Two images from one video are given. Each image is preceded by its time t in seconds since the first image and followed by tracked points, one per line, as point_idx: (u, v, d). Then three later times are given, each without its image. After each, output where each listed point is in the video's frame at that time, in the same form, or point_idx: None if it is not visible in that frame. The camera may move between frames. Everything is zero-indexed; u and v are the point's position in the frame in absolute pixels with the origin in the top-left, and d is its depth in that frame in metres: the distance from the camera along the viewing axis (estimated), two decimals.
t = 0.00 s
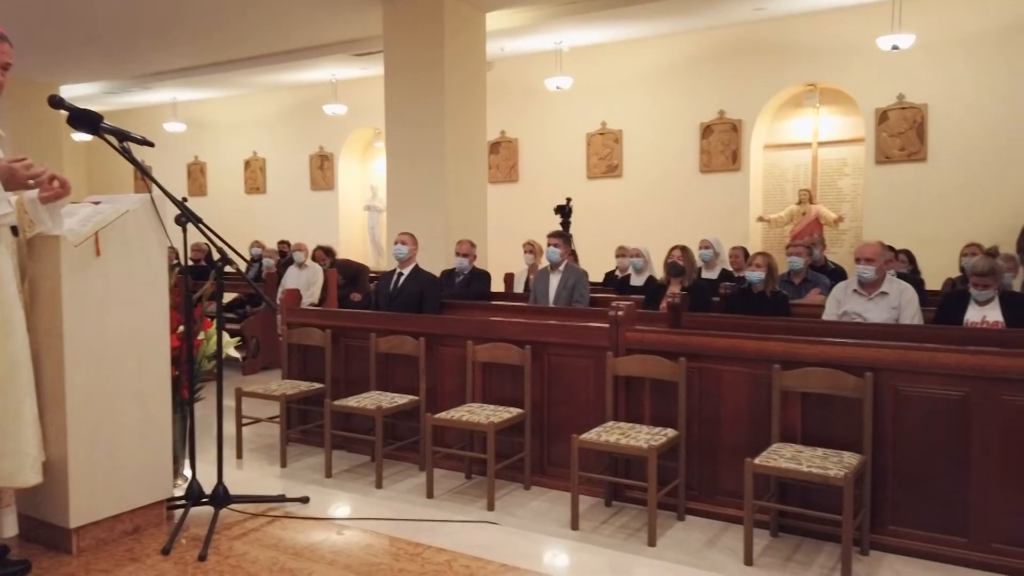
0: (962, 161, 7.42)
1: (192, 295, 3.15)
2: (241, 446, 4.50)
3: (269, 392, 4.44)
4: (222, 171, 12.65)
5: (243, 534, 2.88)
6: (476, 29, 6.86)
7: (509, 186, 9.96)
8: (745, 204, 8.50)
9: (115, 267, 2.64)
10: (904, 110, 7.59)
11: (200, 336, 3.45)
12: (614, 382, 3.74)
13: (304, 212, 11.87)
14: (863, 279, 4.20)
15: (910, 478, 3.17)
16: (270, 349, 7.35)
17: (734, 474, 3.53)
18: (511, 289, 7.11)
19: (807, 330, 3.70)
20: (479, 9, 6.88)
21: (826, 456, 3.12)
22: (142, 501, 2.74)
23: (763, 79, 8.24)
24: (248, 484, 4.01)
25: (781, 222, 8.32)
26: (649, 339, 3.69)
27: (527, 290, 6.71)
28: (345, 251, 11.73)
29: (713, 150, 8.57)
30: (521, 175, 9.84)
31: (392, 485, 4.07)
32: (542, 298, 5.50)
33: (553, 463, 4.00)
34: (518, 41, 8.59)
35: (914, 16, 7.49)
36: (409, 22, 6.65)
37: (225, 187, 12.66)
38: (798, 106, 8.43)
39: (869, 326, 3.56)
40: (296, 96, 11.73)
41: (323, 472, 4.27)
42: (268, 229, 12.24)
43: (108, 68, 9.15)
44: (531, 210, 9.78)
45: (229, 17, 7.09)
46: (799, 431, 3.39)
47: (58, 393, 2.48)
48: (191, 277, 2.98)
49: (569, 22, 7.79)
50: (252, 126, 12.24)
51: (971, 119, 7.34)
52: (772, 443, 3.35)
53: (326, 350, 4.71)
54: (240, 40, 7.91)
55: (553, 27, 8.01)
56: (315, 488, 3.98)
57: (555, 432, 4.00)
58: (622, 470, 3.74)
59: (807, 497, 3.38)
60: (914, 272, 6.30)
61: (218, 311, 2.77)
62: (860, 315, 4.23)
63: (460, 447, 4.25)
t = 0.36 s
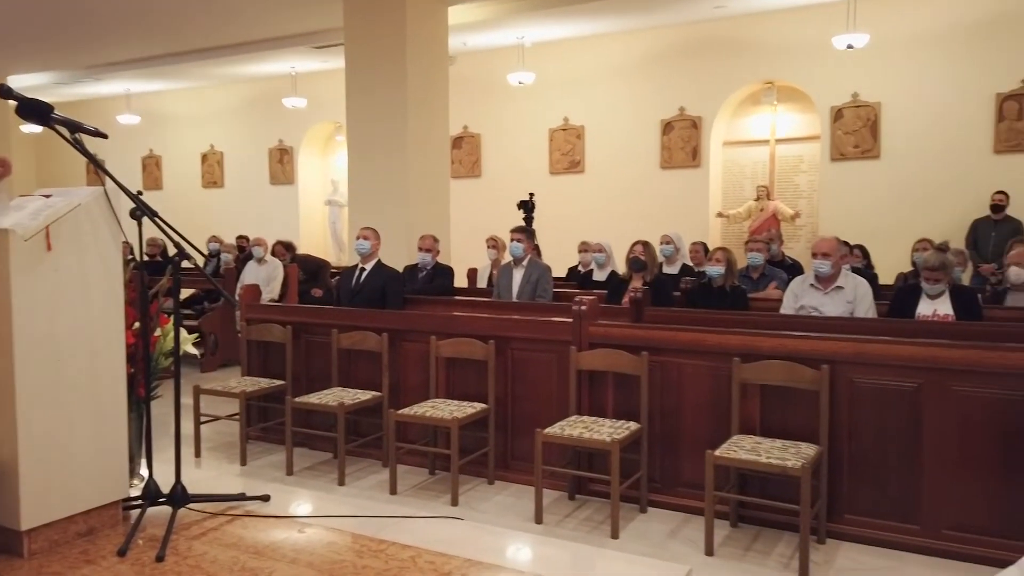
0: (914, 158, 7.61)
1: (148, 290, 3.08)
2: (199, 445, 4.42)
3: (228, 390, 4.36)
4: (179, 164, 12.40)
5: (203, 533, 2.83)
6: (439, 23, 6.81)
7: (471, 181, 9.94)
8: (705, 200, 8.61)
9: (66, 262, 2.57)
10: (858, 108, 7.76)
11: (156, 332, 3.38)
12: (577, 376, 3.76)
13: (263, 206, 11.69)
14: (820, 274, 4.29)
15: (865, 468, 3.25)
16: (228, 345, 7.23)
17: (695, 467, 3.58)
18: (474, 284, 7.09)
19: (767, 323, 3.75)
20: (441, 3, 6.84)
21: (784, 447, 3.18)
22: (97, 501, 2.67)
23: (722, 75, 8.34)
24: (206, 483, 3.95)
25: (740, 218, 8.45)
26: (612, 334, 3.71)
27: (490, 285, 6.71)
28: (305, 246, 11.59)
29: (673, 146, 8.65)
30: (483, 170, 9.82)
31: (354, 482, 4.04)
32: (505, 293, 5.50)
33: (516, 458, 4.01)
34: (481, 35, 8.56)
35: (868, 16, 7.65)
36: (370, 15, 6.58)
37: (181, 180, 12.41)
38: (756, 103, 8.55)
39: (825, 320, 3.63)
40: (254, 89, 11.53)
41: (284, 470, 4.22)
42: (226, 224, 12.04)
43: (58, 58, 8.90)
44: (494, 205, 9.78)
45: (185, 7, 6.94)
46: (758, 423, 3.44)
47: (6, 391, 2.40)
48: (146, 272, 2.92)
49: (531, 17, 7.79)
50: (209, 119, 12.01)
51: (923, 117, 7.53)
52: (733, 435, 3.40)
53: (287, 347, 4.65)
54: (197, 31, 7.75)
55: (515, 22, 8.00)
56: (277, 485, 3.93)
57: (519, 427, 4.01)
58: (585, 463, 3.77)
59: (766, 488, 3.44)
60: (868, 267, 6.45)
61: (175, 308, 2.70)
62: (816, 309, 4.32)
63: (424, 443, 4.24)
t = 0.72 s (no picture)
0: (865, 155, 7.79)
1: (98, 285, 3.00)
2: (152, 444, 4.32)
3: (182, 387, 4.27)
4: (129, 156, 12.08)
5: (157, 533, 2.77)
6: (398, 16, 6.75)
7: (431, 175, 9.89)
8: (663, 196, 8.70)
9: (11, 256, 2.48)
10: (811, 106, 7.92)
11: (107, 329, 3.30)
12: (538, 370, 3.77)
13: (217, 200, 11.45)
14: (775, 268, 4.37)
15: (818, 458, 3.33)
16: (182, 342, 7.08)
17: (654, 459, 3.62)
18: (433, 279, 7.06)
19: (724, 317, 3.81)
20: None
21: (741, 438, 3.24)
22: (45, 503, 2.59)
23: (679, 72, 8.43)
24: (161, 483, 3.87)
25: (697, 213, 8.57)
26: (572, 328, 3.74)
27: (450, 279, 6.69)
28: (261, 241, 11.41)
29: (632, 142, 8.72)
30: (443, 165, 9.79)
31: (313, 479, 4.00)
32: (466, 287, 5.49)
33: (478, 452, 4.01)
34: (440, 29, 8.52)
35: (820, 15, 7.81)
36: (328, 8, 6.50)
37: (132, 173, 12.10)
38: (712, 100, 8.67)
39: (780, 313, 3.70)
40: (207, 80, 11.30)
41: (241, 468, 4.16)
42: (179, 218, 11.78)
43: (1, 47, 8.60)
44: (454, 200, 9.75)
45: None
46: (715, 415, 3.50)
47: None
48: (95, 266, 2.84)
49: (490, 11, 7.77)
50: (161, 110, 11.72)
51: (873, 115, 7.71)
52: (691, 428, 3.45)
53: (243, 343, 4.57)
54: (148, 20, 7.55)
55: (474, 17, 7.98)
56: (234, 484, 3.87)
57: (480, 421, 4.01)
58: (546, 457, 3.79)
59: (723, 478, 3.50)
60: (821, 261, 6.59)
61: (127, 303, 2.63)
62: (770, 303, 4.41)
63: (384, 439, 4.21)
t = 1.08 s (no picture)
0: (814, 153, 7.97)
1: (42, 280, 2.90)
2: (99, 444, 4.21)
3: (131, 385, 4.17)
4: (73, 148, 11.72)
5: (105, 535, 2.70)
6: (353, 9, 6.67)
7: (386, 170, 9.81)
8: (618, 191, 8.78)
9: None
10: (762, 103, 8.07)
11: (52, 325, 3.20)
12: (496, 365, 3.78)
13: (166, 194, 11.18)
14: (727, 262, 4.45)
15: (771, 447, 3.40)
16: (130, 339, 6.91)
17: (611, 451, 3.66)
18: (390, 274, 7.01)
19: (680, 310, 3.87)
20: None
21: (696, 429, 3.29)
22: None
23: (634, 69, 8.50)
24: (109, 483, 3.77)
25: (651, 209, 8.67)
26: (530, 322, 3.75)
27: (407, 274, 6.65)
28: (212, 236, 11.19)
29: (588, 137, 8.77)
30: (399, 159, 9.71)
31: (268, 477, 3.95)
32: (422, 282, 5.46)
33: (436, 447, 4.00)
34: (395, 21, 8.45)
35: (771, 14, 7.95)
36: None
37: (76, 166, 11.73)
38: (666, 97, 8.77)
39: (734, 306, 3.77)
40: (155, 70, 11.01)
41: (193, 467, 4.08)
42: (126, 212, 11.46)
43: None
44: (410, 195, 9.69)
45: None
46: (671, 406, 3.55)
47: None
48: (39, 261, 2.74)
49: (446, 5, 7.74)
50: (106, 101, 11.39)
51: (821, 113, 7.89)
52: (647, 419, 3.49)
53: (194, 339, 4.48)
54: (92, 7, 7.32)
55: (429, 10, 7.93)
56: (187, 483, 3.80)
57: (437, 416, 4.00)
58: (504, 450, 3.80)
59: (678, 469, 3.55)
60: (772, 256, 6.72)
61: (73, 298, 2.53)
62: (723, 296, 4.49)
63: (340, 435, 4.17)
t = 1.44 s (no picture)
0: (762, 149, 8.14)
1: None
2: (40, 445, 4.07)
3: (73, 383, 4.04)
4: (9, 139, 11.28)
5: (49, 537, 2.63)
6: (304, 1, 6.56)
7: (338, 163, 9.69)
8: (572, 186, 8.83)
9: None
10: (712, 100, 8.20)
11: None
12: (452, 359, 3.77)
13: (109, 187, 10.84)
14: (679, 256, 4.52)
15: (721, 437, 3.47)
16: (72, 336, 6.70)
17: (566, 443, 3.69)
18: (343, 269, 6.94)
19: (633, 303, 3.91)
20: None
21: (649, 420, 3.34)
22: None
23: (586, 64, 8.55)
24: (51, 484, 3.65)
25: (605, 204, 8.75)
26: (485, 316, 3.76)
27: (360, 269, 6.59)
28: (158, 230, 10.93)
29: (542, 133, 8.79)
30: (351, 153, 9.60)
31: (219, 475, 3.88)
32: (376, 277, 5.41)
33: (391, 442, 3.98)
34: (346, 13, 8.36)
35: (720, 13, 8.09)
36: None
37: (12, 158, 11.30)
38: (618, 93, 8.85)
39: (686, 299, 3.83)
40: (96, 59, 10.67)
41: (140, 467, 3.99)
42: (66, 206, 11.08)
43: None
44: (362, 189, 9.59)
45: None
46: (624, 398, 3.59)
47: None
48: None
49: None
50: (44, 91, 10.99)
51: (769, 110, 8.06)
52: (601, 411, 3.53)
53: (140, 336, 4.36)
54: None
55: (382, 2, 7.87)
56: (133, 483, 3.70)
57: (392, 411, 3.98)
58: (459, 444, 3.80)
59: (631, 460, 3.60)
60: (722, 250, 6.85)
61: (12, 294, 2.47)
62: (675, 290, 4.56)
63: (293, 431, 4.12)
